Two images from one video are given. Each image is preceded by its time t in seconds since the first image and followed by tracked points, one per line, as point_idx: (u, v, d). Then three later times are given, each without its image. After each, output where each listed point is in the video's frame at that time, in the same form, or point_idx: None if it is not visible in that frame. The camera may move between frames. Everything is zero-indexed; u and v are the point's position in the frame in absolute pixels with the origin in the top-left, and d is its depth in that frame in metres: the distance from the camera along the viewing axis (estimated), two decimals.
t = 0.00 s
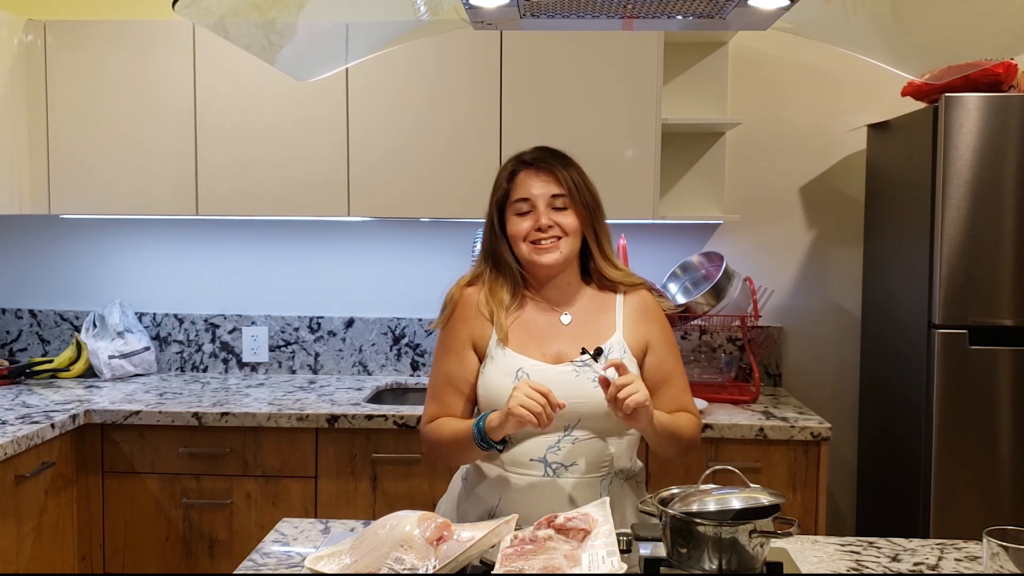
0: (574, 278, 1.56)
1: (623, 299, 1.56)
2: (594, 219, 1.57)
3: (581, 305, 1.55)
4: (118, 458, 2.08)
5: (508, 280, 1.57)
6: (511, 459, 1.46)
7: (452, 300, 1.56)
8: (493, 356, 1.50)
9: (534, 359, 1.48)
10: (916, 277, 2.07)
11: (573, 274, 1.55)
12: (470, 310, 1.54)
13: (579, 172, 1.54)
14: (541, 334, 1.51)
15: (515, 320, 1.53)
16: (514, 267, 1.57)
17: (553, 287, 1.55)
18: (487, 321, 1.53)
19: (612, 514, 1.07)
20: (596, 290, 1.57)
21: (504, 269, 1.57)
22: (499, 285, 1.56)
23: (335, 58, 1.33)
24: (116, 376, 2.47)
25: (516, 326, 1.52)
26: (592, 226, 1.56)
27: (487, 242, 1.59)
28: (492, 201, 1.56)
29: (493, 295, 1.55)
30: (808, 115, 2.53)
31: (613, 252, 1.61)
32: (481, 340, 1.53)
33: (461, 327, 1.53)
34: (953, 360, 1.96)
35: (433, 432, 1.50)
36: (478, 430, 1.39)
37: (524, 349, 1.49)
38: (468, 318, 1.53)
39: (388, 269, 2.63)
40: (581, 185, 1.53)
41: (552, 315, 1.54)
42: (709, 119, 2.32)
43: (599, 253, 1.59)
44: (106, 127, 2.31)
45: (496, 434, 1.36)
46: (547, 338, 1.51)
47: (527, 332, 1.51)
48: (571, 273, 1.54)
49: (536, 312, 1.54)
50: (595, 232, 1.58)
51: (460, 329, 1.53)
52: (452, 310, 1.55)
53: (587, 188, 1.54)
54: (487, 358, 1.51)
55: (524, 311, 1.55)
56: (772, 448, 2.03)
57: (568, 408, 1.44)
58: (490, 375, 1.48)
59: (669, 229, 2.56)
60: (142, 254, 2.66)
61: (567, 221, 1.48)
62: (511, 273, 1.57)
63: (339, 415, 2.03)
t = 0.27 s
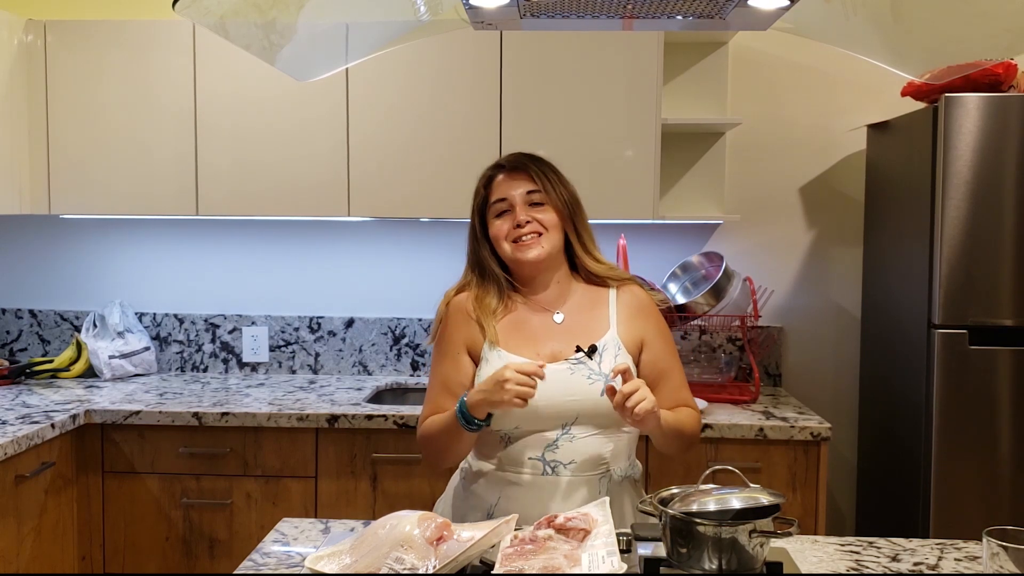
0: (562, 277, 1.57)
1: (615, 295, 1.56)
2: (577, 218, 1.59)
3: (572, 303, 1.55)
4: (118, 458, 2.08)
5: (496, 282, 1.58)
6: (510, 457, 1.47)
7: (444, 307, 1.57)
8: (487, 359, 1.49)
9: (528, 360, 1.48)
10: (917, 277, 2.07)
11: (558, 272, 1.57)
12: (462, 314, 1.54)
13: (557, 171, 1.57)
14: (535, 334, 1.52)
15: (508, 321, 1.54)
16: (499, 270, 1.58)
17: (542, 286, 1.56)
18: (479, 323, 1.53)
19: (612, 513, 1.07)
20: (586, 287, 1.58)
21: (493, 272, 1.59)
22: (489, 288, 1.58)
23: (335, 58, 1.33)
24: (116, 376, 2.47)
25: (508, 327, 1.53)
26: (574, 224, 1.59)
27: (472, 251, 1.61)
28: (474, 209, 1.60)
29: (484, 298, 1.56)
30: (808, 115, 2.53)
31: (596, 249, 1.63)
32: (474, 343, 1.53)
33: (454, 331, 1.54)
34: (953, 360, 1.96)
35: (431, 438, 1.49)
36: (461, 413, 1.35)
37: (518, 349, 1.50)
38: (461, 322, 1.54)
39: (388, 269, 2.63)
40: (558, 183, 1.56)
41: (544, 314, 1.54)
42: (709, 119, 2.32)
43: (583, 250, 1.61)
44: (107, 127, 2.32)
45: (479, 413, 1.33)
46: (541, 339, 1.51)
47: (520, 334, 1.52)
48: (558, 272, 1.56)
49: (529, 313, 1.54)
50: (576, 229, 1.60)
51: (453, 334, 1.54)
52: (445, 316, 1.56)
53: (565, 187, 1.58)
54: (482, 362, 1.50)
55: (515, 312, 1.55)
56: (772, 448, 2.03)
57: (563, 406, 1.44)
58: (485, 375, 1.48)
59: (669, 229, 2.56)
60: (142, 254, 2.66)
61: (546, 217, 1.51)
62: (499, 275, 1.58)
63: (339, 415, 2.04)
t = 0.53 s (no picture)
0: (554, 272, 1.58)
1: (604, 285, 1.58)
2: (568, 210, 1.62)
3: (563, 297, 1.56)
4: (118, 458, 2.08)
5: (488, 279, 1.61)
6: (512, 457, 1.47)
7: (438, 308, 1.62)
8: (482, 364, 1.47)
9: (521, 360, 1.47)
10: (917, 277, 2.07)
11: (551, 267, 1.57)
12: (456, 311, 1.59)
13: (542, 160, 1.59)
14: (528, 331, 1.52)
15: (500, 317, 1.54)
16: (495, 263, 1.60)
17: (533, 282, 1.57)
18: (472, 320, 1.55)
19: (611, 513, 1.07)
20: (575, 280, 1.59)
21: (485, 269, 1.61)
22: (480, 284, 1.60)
23: (334, 58, 1.33)
24: (116, 376, 2.47)
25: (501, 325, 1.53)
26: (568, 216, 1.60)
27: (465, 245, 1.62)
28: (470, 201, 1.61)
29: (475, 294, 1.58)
30: (808, 115, 2.53)
31: (580, 249, 1.66)
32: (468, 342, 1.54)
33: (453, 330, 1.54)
34: (953, 360, 1.96)
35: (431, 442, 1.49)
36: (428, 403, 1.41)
37: (510, 349, 1.49)
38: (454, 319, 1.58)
39: (388, 269, 2.63)
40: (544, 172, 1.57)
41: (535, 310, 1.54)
42: (709, 119, 2.32)
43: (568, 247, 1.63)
44: (107, 127, 2.31)
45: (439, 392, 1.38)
46: (533, 336, 1.51)
47: (513, 331, 1.51)
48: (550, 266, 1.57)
49: (521, 310, 1.55)
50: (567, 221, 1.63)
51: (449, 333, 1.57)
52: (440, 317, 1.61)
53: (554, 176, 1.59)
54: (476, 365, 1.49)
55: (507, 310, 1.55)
56: (772, 448, 2.03)
57: (559, 404, 1.43)
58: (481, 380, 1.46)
59: (669, 229, 2.56)
60: (142, 254, 2.66)
61: (529, 208, 1.52)
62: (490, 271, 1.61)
63: (339, 415, 2.04)
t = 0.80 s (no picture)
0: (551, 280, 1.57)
1: (604, 285, 1.58)
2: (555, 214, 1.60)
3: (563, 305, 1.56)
4: (118, 458, 2.08)
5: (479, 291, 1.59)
6: (521, 466, 1.47)
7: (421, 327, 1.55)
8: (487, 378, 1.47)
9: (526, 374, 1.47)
10: (917, 277, 2.07)
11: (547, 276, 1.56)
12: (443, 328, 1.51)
13: (516, 169, 1.57)
14: (528, 342, 1.52)
15: (499, 330, 1.54)
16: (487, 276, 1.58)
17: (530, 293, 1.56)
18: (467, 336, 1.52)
19: (612, 513, 1.07)
20: (574, 284, 1.58)
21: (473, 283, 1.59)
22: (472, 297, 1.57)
23: (335, 58, 1.33)
24: (116, 376, 2.47)
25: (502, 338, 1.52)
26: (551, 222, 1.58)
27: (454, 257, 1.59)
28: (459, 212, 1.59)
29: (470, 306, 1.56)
30: (808, 115, 2.53)
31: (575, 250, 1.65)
32: (467, 360, 1.52)
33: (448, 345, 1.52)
34: (953, 360, 1.96)
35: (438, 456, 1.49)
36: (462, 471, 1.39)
37: (512, 364, 1.49)
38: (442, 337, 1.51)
39: (388, 269, 2.63)
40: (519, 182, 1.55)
41: (536, 321, 1.54)
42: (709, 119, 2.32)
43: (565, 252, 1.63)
44: (107, 127, 2.32)
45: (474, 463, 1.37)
46: (535, 347, 1.51)
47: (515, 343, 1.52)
48: (546, 274, 1.56)
49: (520, 322, 1.54)
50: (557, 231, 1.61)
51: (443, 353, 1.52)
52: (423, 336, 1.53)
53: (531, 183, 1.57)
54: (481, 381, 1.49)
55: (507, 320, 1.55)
56: (772, 448, 2.03)
57: (569, 416, 1.43)
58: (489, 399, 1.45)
59: (669, 229, 2.56)
60: (142, 254, 2.66)
61: (505, 221, 1.50)
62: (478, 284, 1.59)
63: (339, 415, 2.04)
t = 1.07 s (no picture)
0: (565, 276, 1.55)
1: (616, 287, 1.56)
2: (575, 207, 1.56)
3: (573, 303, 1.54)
4: (118, 458, 2.08)
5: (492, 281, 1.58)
6: (519, 463, 1.47)
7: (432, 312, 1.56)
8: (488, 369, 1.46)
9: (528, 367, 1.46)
10: (917, 278, 2.07)
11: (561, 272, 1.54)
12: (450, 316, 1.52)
13: (536, 159, 1.54)
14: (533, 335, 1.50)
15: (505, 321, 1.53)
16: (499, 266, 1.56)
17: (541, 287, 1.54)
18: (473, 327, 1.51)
19: (612, 513, 1.07)
20: (587, 283, 1.57)
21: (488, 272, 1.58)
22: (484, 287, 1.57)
23: (334, 58, 1.33)
24: (116, 376, 2.47)
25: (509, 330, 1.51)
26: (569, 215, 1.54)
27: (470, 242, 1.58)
28: (477, 196, 1.57)
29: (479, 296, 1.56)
30: (808, 115, 2.53)
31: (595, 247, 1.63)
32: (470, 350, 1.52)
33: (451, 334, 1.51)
34: (953, 360, 1.96)
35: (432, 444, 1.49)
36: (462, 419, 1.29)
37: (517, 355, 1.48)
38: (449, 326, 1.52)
39: (388, 269, 2.63)
40: (537, 173, 1.51)
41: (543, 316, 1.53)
42: (709, 119, 2.32)
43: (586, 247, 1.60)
44: (106, 127, 2.31)
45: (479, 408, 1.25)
46: (539, 340, 1.49)
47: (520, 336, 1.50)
48: (559, 270, 1.53)
49: (528, 315, 1.53)
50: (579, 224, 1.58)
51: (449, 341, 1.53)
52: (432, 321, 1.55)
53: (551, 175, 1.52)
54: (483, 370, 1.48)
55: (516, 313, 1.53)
56: (772, 448, 2.03)
57: (568, 414, 1.42)
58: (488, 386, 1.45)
59: (669, 229, 2.56)
60: (142, 254, 2.66)
61: (516, 213, 1.47)
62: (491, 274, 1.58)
63: (339, 415, 2.03)
